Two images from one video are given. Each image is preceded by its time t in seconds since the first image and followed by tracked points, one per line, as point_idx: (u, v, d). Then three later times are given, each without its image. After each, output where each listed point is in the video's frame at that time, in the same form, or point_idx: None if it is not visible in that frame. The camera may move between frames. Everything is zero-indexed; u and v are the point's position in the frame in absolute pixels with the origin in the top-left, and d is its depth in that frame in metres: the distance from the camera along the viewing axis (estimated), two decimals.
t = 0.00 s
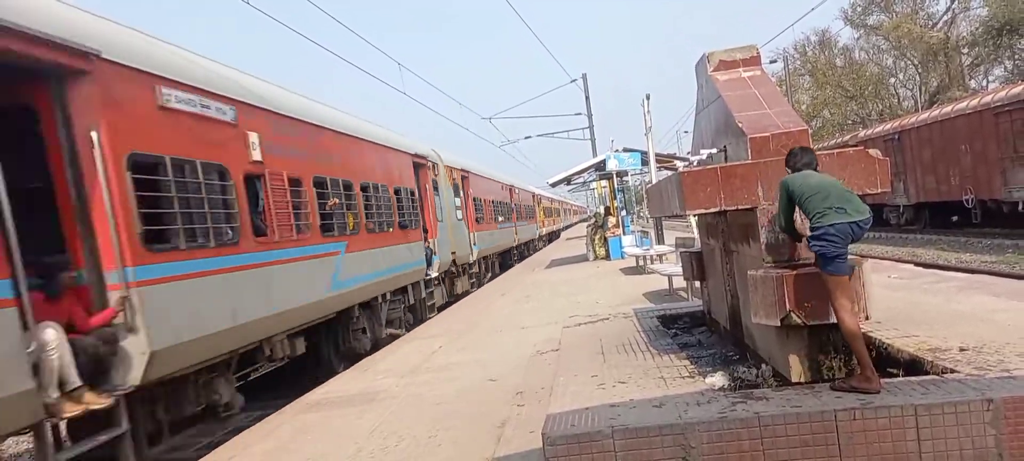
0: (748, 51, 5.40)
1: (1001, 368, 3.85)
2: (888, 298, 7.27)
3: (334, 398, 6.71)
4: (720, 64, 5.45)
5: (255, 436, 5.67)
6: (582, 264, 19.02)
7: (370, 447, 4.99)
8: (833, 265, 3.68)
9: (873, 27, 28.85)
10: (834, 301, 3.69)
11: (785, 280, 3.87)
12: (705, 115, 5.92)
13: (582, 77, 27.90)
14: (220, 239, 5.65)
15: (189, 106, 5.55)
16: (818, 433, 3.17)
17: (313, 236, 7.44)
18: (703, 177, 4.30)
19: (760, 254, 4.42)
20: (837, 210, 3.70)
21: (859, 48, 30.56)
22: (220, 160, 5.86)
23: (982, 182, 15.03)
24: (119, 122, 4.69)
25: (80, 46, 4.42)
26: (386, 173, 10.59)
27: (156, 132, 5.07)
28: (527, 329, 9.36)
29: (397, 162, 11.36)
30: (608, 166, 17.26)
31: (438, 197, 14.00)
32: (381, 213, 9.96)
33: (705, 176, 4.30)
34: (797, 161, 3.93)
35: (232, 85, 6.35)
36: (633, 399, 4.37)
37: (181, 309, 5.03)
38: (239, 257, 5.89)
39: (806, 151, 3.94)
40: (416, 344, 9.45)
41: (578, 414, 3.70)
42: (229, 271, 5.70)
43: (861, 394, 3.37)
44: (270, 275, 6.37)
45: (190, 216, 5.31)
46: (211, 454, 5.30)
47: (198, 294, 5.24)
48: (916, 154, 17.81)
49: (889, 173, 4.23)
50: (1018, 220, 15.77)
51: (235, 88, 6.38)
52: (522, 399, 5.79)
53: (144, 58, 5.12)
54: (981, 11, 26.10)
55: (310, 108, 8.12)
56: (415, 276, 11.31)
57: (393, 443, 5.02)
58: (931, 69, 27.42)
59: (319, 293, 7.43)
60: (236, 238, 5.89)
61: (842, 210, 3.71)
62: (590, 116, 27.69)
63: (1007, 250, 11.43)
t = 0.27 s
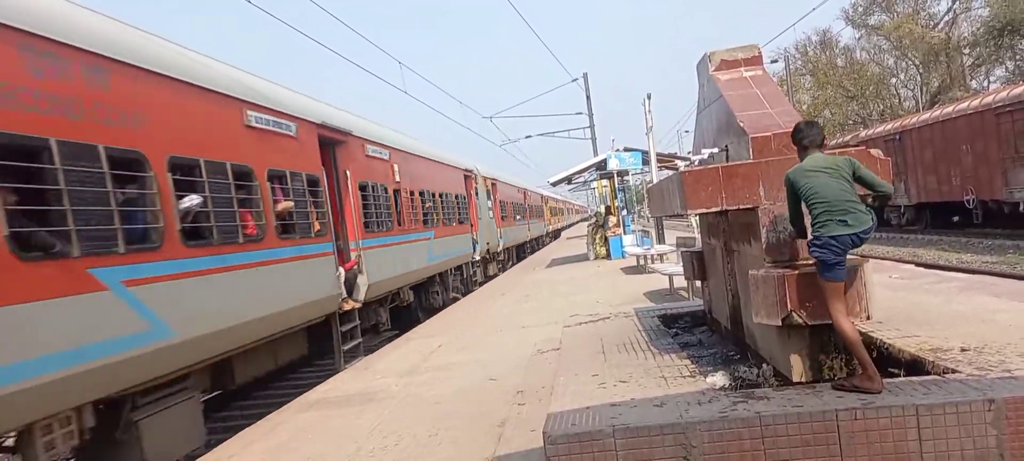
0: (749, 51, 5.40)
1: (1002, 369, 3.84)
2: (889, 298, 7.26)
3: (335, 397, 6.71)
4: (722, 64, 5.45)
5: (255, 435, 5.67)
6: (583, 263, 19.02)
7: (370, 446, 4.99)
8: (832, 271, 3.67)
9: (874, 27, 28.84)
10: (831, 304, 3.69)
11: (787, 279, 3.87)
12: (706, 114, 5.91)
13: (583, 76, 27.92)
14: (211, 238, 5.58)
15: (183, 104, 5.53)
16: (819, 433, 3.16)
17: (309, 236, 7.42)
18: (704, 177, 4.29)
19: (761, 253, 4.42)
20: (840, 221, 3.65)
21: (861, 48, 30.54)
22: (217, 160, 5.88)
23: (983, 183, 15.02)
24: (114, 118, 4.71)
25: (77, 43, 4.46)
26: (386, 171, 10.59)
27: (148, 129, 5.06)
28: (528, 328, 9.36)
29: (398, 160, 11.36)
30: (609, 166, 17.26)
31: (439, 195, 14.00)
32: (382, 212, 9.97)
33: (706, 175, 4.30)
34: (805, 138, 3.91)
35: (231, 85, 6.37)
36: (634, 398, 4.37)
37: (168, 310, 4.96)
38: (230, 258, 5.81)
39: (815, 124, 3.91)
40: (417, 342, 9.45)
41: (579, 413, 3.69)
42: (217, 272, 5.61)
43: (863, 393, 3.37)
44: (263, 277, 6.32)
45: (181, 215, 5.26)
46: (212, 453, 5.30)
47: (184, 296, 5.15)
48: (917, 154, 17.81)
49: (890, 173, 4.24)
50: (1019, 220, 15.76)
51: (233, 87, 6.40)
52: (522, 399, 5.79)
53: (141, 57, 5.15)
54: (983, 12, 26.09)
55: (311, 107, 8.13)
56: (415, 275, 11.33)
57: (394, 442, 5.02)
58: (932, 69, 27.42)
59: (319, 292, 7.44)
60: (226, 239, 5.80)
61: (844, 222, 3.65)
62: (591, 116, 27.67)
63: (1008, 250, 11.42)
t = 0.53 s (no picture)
0: (748, 47, 5.39)
1: (1002, 364, 3.85)
2: (889, 293, 7.26)
3: (335, 394, 6.72)
4: (721, 60, 5.44)
5: (255, 433, 5.66)
6: (583, 260, 19.02)
7: (370, 443, 5.00)
8: (832, 265, 3.68)
9: (873, 23, 28.80)
10: (831, 300, 3.69)
11: (787, 275, 3.87)
12: (706, 110, 5.90)
13: (583, 73, 27.89)
14: (205, 235, 5.51)
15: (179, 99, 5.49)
16: (819, 428, 3.17)
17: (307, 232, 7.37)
18: (704, 173, 4.29)
19: (761, 249, 4.41)
20: (838, 216, 3.65)
21: (860, 43, 30.51)
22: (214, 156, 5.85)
23: (982, 178, 15.02)
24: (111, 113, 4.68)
25: (75, 37, 4.43)
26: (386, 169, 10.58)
27: (143, 123, 5.01)
28: (528, 325, 9.36)
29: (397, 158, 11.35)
30: (608, 163, 17.24)
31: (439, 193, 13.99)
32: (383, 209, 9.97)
33: (706, 172, 4.29)
34: (808, 126, 3.90)
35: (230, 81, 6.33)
36: (634, 395, 4.38)
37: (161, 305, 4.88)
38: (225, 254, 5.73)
39: (817, 111, 3.89)
40: (417, 340, 9.45)
41: (580, 409, 3.69)
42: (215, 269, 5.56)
43: (863, 389, 3.37)
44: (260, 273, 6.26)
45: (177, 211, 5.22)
46: (213, 450, 5.31)
47: (182, 292, 5.10)
48: (916, 150, 17.80)
49: (890, 167, 4.23)
50: (1018, 215, 15.75)
51: (233, 84, 6.38)
52: (523, 395, 5.79)
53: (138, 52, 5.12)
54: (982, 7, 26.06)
55: (310, 104, 8.11)
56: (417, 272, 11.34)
57: (394, 439, 5.03)
58: (931, 64, 27.39)
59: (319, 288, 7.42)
60: (224, 236, 5.76)
61: (842, 216, 3.65)
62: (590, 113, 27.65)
63: (1008, 245, 11.42)
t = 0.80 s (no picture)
0: (747, 49, 5.40)
1: (1000, 365, 3.85)
2: (888, 295, 7.26)
3: (333, 396, 6.71)
4: (719, 62, 5.45)
5: (254, 434, 5.67)
6: (581, 262, 19.03)
7: (369, 445, 4.99)
8: (829, 266, 3.68)
9: (871, 25, 28.83)
10: (829, 302, 3.69)
11: (786, 277, 3.87)
12: (705, 112, 5.91)
13: (582, 75, 27.91)
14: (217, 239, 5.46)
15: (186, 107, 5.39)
16: (818, 430, 3.16)
17: (307, 233, 7.37)
18: (702, 175, 4.29)
19: (760, 251, 4.42)
20: (835, 217, 3.65)
21: (858, 45, 30.55)
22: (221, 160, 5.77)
23: (981, 180, 15.03)
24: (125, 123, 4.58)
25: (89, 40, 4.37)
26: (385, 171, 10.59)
27: (155, 126, 4.96)
28: (527, 327, 9.35)
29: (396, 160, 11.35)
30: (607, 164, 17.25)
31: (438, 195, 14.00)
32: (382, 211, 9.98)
33: (704, 174, 4.29)
34: (806, 126, 3.90)
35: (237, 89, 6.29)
36: (632, 397, 4.39)
37: (176, 322, 4.81)
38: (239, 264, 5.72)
39: (815, 111, 3.89)
40: (415, 342, 9.45)
41: (579, 412, 3.69)
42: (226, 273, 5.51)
43: (861, 390, 3.37)
44: (267, 278, 6.25)
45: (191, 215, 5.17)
46: (212, 452, 5.30)
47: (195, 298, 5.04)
48: (915, 151, 17.82)
49: (888, 169, 4.24)
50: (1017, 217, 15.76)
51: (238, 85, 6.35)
52: (522, 397, 5.79)
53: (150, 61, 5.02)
54: (980, 9, 26.09)
55: (310, 106, 8.11)
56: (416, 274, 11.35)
57: (394, 441, 5.02)
58: (929, 66, 27.43)
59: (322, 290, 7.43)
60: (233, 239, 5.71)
61: (839, 218, 3.65)
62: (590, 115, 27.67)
63: (1006, 247, 11.42)
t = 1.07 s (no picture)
0: (743, 52, 5.41)
1: (997, 368, 3.85)
2: (884, 298, 7.27)
3: (330, 400, 6.69)
4: (716, 66, 5.46)
5: (251, 437, 5.67)
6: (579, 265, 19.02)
7: (364, 449, 4.97)
8: (824, 269, 3.68)
9: (867, 28, 28.92)
10: (826, 305, 3.69)
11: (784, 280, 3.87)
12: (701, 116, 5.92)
13: (578, 78, 27.93)
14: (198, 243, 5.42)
15: (180, 109, 5.55)
16: (815, 434, 3.16)
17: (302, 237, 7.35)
18: (698, 179, 4.29)
19: (758, 254, 4.41)
20: (831, 220, 3.65)
21: (854, 49, 30.64)
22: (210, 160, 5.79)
23: (977, 183, 15.06)
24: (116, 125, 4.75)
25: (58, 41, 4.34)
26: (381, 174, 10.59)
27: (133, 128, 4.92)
28: (523, 330, 9.35)
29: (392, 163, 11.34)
30: (604, 167, 17.26)
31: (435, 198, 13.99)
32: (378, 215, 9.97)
33: (700, 177, 4.29)
34: (801, 127, 3.90)
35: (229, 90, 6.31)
36: (630, 400, 4.39)
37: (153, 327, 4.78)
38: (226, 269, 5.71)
39: (809, 112, 3.90)
40: (412, 345, 9.43)
41: (575, 415, 3.68)
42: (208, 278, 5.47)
43: (858, 394, 3.37)
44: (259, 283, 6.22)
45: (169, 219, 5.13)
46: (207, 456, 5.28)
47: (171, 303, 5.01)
48: (911, 154, 17.87)
49: (884, 173, 4.24)
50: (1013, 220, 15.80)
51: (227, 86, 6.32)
52: (518, 401, 5.78)
53: (146, 62, 5.23)
54: (975, 12, 26.19)
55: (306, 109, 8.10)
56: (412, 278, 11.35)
57: (389, 445, 5.00)
58: (925, 69, 27.52)
59: (317, 294, 7.44)
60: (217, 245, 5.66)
61: (835, 221, 3.66)
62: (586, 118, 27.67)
63: (1002, 250, 11.45)
